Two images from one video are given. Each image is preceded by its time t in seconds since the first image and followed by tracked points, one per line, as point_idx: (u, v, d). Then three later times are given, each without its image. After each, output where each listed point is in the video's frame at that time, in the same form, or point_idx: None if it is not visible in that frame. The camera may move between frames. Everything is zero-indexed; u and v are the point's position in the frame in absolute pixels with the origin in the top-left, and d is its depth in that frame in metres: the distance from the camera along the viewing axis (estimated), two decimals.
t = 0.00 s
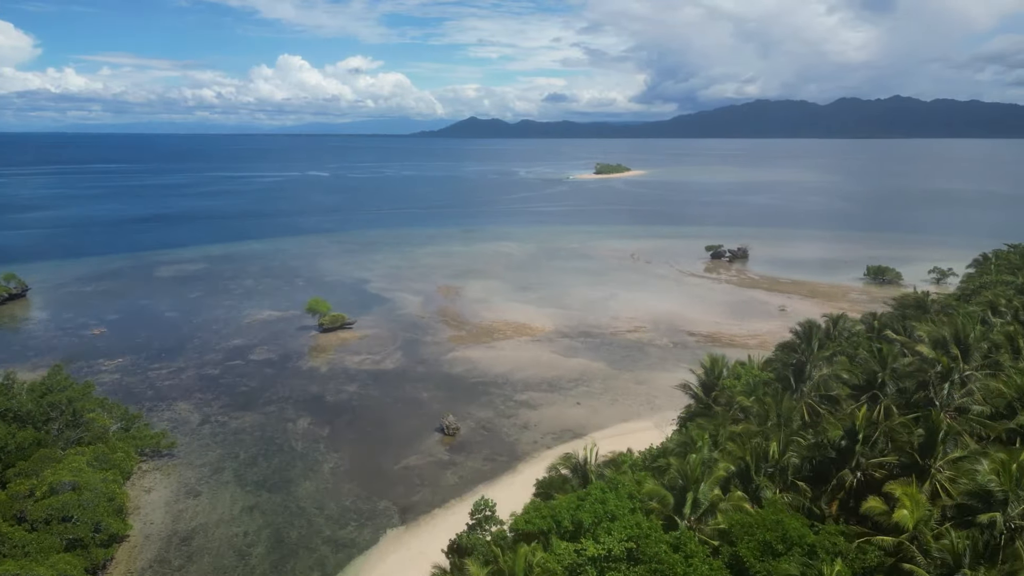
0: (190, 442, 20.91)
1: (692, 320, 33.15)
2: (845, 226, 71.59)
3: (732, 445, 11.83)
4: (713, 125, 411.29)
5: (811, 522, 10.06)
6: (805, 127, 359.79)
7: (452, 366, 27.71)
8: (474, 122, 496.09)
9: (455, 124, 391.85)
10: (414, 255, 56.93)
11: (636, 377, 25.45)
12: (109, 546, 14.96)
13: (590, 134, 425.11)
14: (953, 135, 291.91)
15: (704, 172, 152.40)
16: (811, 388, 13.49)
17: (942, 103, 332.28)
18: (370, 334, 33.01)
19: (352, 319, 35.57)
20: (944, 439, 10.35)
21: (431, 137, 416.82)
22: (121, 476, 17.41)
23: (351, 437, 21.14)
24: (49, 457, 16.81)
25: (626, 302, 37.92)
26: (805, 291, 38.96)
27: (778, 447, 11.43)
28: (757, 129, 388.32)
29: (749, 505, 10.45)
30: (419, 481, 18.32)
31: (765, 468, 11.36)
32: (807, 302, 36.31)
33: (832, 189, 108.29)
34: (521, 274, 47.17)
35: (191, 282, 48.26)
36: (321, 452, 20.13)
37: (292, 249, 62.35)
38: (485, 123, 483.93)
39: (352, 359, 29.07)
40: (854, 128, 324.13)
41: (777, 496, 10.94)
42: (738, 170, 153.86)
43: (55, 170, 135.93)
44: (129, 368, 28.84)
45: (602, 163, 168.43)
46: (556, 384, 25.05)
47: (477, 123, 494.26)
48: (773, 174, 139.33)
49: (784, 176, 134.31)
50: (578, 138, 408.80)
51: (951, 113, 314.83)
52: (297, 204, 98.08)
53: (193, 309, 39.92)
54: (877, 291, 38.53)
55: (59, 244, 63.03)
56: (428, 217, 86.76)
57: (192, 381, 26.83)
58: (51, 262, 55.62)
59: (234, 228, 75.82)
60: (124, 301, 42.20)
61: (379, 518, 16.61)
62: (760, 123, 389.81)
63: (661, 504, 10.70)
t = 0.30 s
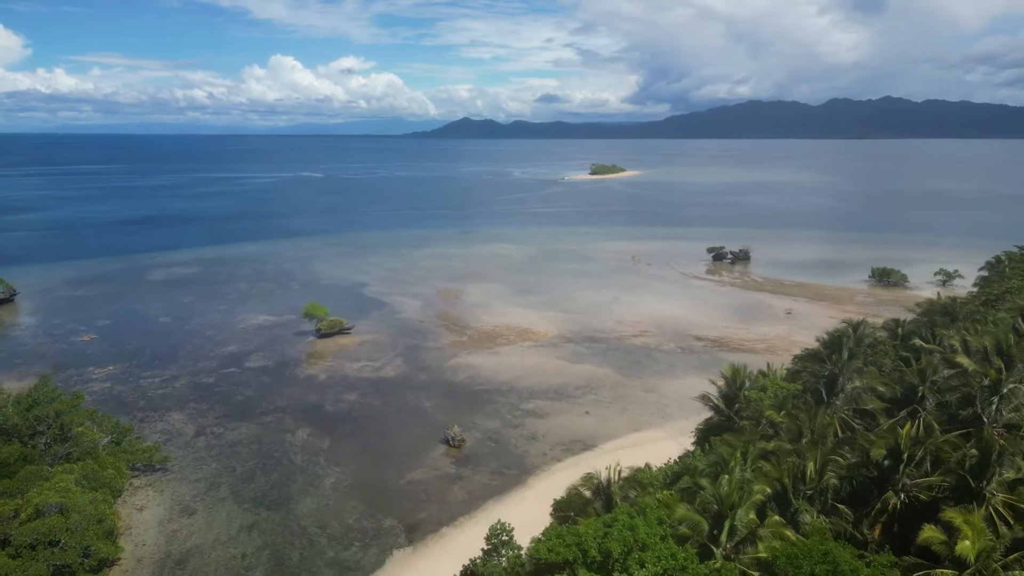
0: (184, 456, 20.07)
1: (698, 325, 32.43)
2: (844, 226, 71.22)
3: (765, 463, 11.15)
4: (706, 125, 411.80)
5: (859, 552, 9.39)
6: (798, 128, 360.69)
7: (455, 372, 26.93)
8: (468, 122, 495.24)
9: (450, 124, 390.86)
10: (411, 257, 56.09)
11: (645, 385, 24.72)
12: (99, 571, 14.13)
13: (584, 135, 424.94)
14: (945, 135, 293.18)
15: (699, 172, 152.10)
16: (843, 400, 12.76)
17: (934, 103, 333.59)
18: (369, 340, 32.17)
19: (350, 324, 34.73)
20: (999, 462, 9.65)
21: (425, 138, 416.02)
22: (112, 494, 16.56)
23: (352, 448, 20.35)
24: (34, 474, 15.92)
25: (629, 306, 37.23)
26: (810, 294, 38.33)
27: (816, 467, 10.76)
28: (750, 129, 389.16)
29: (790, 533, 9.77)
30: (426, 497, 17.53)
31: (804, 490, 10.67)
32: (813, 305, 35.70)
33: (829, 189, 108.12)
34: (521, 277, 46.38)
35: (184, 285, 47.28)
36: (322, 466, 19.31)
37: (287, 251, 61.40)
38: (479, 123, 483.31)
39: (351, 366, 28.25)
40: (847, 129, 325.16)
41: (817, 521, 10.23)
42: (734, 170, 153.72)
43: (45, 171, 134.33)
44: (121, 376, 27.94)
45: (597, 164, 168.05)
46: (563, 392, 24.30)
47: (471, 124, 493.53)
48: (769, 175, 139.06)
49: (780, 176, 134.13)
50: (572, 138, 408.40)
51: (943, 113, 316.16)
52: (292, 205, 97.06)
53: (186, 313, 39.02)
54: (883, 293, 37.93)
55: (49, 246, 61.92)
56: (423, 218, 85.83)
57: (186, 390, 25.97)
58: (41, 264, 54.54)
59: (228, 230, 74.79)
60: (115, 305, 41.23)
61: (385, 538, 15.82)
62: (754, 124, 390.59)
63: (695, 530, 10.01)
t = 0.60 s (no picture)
0: (178, 476, 19.19)
1: (705, 335, 31.76)
2: (843, 232, 70.91)
3: (805, 492, 10.40)
4: (700, 131, 413.15)
5: None
6: (791, 134, 362.17)
7: (458, 385, 26.14)
8: (462, 128, 495.03)
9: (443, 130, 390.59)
10: (409, 265, 55.31)
11: (655, 398, 23.97)
12: None
13: (578, 141, 425.56)
14: (936, 142, 294.94)
15: (695, 178, 151.99)
16: (882, 421, 12.03)
17: (926, 109, 335.86)
18: (369, 351, 31.32)
19: (348, 334, 33.91)
20: None
21: (418, 144, 415.50)
22: (102, 520, 15.67)
23: (354, 467, 19.49)
24: (20, 499, 14.98)
25: (633, 315, 36.55)
26: (816, 301, 37.75)
27: (860, 494, 10.04)
28: (743, 135, 390.45)
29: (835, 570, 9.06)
30: (432, 520, 16.68)
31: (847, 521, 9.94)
32: (820, 314, 35.12)
33: (825, 195, 108.05)
34: (521, 285, 45.67)
35: (177, 294, 46.28)
36: (322, 486, 18.46)
37: (282, 259, 60.44)
38: (473, 129, 483.13)
39: (350, 379, 27.39)
40: (840, 136, 326.60)
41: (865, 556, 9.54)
42: (730, 176, 153.70)
43: (35, 177, 132.74)
44: (112, 391, 26.98)
45: (592, 169, 167.85)
46: (571, 405, 23.55)
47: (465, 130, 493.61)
48: (764, 180, 138.99)
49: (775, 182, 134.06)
50: (566, 144, 408.83)
51: (934, 120, 318.37)
52: (286, 211, 96.09)
53: (179, 324, 38.05)
54: (889, 300, 37.39)
55: (38, 254, 60.75)
56: (419, 225, 85.04)
57: (180, 405, 25.05)
58: (29, 273, 53.39)
59: (221, 237, 73.78)
60: (106, 315, 40.20)
61: (390, 566, 14.99)
62: (747, 129, 391.98)
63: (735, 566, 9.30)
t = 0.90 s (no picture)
0: (171, 499, 18.32)
1: (713, 345, 31.06)
2: (842, 238, 70.57)
3: (852, 525, 9.65)
4: (693, 137, 414.37)
5: None
6: (784, 140, 363.76)
7: (462, 399, 25.33)
8: (456, 135, 494.89)
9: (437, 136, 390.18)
10: (406, 273, 54.52)
11: (666, 411, 23.19)
12: None
13: (572, 148, 426.22)
14: (928, 148, 296.64)
15: (690, 185, 151.93)
16: (925, 445, 11.37)
17: (917, 115, 338.03)
18: (368, 363, 30.45)
19: (347, 345, 33.06)
20: None
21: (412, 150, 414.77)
22: (90, 550, 14.76)
23: (356, 489, 18.64)
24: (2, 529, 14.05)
25: (637, 324, 35.84)
26: (822, 310, 37.11)
27: (914, 528, 9.28)
28: (737, 141, 391.82)
29: None
30: (440, 546, 15.86)
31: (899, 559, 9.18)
32: (827, 322, 34.50)
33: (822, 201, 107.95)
34: (522, 294, 44.92)
35: (170, 304, 45.30)
36: (323, 510, 17.61)
37: (277, 267, 59.52)
38: (468, 136, 483.20)
39: (350, 392, 26.54)
40: (833, 142, 328.02)
41: None
42: (725, 182, 153.79)
43: (26, 184, 131.42)
44: (102, 406, 26.04)
45: (588, 176, 167.72)
46: (580, 419, 22.77)
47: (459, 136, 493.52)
48: (760, 186, 138.96)
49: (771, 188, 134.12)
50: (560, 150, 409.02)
51: (925, 127, 320.52)
52: (280, 218, 95.12)
53: (172, 335, 37.13)
54: (897, 308, 36.79)
55: (27, 263, 59.60)
56: (416, 232, 84.23)
57: (173, 421, 24.14)
58: (18, 282, 52.28)
59: (215, 244, 72.78)
60: (97, 326, 39.21)
61: None
62: (740, 136, 393.52)
63: None
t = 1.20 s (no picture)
0: (164, 521, 17.46)
1: (720, 354, 30.41)
2: (840, 243, 70.26)
3: (908, 560, 8.89)
4: (687, 142, 415.63)
5: None
6: (777, 145, 365.25)
7: (466, 411, 24.55)
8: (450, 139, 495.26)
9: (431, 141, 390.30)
10: (404, 279, 53.74)
11: (677, 424, 22.45)
12: None
13: (565, 152, 426.91)
14: (920, 153, 298.26)
15: (686, 189, 151.90)
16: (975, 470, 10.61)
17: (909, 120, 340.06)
18: (367, 373, 29.63)
19: (345, 355, 32.22)
20: None
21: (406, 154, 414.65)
22: None
23: (358, 510, 17.79)
24: None
25: (641, 332, 35.20)
26: (829, 316, 36.53)
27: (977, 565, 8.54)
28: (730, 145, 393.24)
29: None
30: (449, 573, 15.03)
31: None
32: (834, 329, 33.91)
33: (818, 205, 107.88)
34: (522, 301, 44.22)
35: (162, 312, 44.38)
36: (324, 533, 16.73)
37: (272, 273, 58.66)
38: (463, 140, 483.21)
39: (350, 404, 25.71)
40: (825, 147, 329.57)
41: None
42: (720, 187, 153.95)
43: (17, 188, 130.28)
44: (92, 420, 25.16)
45: (583, 181, 167.60)
46: (589, 433, 22.02)
47: (454, 141, 493.87)
48: (756, 191, 139.02)
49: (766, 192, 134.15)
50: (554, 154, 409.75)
51: (917, 132, 322.54)
52: (275, 223, 94.26)
53: (165, 344, 36.24)
54: (904, 315, 36.25)
55: (17, 269, 58.56)
56: (412, 237, 83.48)
57: (166, 437, 23.28)
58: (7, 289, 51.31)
59: (209, 250, 71.88)
60: (87, 335, 38.28)
61: None
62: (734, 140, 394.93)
63: None
